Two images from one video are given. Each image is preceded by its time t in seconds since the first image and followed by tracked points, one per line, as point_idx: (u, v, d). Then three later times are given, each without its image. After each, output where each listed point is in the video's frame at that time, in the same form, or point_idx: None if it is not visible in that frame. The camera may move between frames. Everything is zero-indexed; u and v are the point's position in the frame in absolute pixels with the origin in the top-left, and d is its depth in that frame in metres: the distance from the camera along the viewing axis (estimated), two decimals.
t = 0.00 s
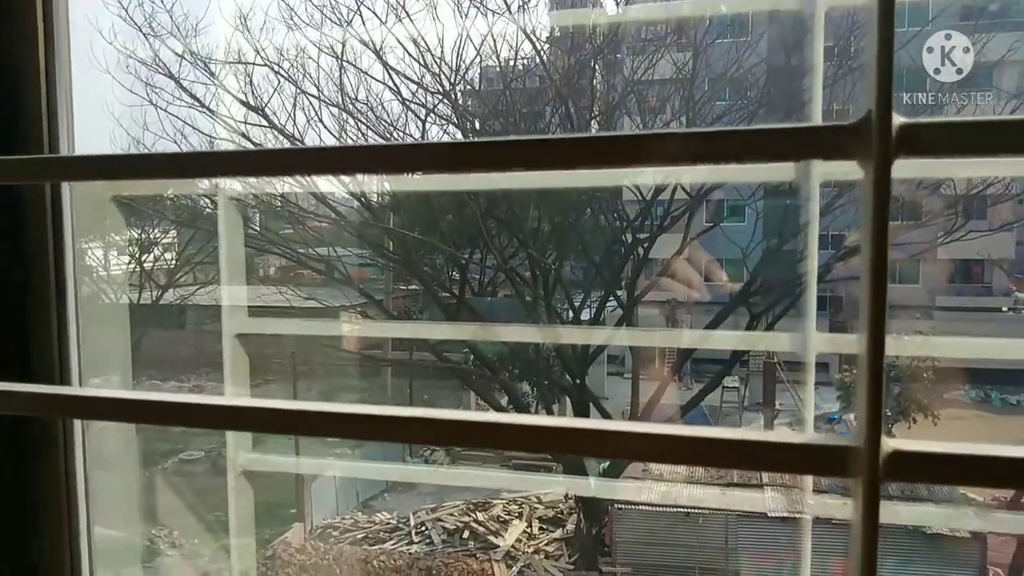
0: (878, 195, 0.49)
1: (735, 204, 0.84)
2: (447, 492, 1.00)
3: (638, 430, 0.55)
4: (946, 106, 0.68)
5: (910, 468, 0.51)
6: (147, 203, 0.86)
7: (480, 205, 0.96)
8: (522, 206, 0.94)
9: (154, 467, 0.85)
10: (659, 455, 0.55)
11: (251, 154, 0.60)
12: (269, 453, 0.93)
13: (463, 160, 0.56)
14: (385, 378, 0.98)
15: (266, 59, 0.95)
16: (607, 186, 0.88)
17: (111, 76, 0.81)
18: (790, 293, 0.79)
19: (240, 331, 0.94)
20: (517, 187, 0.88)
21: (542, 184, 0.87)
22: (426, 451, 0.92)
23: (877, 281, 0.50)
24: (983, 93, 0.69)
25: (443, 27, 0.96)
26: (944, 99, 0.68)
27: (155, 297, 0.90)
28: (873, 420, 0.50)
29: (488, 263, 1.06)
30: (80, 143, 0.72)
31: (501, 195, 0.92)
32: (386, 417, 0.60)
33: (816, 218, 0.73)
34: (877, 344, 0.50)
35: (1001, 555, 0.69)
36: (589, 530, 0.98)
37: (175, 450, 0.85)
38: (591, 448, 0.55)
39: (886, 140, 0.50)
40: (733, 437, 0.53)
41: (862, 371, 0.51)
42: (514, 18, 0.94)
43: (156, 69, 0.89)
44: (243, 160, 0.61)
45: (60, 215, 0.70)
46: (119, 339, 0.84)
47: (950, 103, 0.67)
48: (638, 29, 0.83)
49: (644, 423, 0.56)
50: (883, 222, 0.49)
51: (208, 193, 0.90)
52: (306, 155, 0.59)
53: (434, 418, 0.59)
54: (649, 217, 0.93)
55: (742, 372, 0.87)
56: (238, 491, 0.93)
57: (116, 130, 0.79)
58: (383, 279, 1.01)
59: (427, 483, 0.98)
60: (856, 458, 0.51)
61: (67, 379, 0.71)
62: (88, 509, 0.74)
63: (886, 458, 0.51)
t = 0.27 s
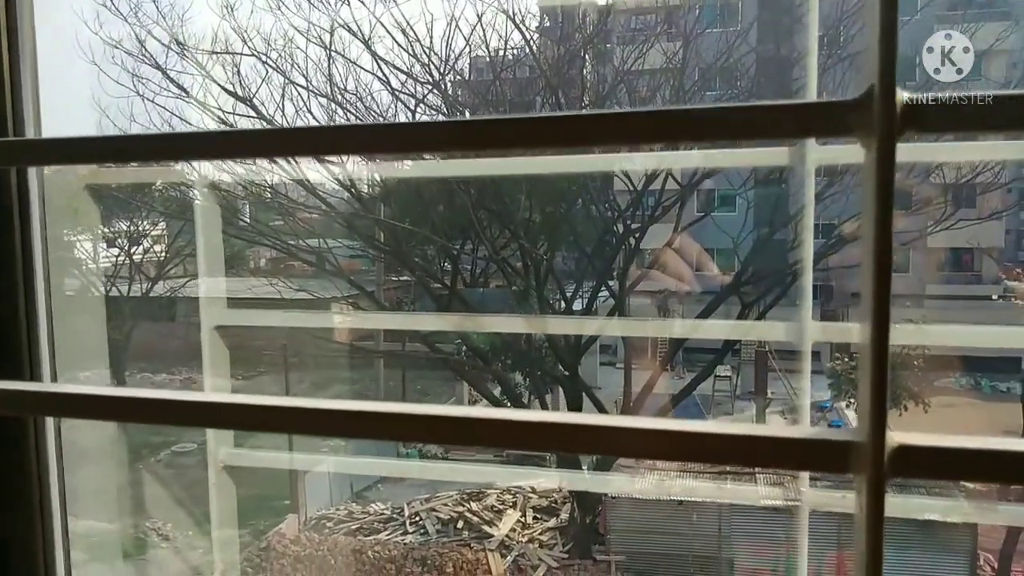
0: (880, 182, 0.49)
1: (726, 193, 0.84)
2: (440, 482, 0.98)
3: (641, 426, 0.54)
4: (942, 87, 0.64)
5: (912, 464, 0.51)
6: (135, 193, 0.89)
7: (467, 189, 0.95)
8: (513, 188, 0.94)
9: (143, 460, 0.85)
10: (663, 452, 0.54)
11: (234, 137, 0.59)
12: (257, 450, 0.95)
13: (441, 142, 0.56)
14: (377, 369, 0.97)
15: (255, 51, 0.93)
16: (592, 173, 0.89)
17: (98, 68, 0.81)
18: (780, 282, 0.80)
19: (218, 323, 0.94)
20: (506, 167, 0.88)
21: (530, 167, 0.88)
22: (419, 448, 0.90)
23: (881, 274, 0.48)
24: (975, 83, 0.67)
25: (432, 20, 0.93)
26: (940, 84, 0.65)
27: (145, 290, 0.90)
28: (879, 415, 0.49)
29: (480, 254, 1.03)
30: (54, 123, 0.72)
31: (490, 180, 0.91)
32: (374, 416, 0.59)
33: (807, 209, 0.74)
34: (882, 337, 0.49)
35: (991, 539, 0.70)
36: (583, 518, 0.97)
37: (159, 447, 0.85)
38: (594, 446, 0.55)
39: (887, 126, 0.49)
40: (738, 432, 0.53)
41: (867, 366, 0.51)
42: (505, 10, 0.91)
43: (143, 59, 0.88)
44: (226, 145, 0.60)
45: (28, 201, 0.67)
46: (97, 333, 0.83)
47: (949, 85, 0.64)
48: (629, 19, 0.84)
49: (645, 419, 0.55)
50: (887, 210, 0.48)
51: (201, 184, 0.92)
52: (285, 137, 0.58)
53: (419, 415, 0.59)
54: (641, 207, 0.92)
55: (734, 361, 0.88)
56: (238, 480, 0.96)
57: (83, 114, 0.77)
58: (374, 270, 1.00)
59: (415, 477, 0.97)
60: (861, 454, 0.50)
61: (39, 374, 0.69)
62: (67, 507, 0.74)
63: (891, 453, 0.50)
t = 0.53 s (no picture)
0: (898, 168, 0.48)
1: (725, 181, 0.84)
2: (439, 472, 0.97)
3: (647, 413, 0.53)
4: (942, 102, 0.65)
5: (928, 450, 0.50)
6: (133, 184, 0.89)
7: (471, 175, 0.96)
8: (510, 166, 0.94)
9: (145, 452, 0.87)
10: (673, 442, 0.53)
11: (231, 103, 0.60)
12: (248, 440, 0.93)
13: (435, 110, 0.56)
14: (376, 359, 0.97)
15: (252, 38, 0.93)
16: (588, 156, 0.91)
17: (93, 57, 0.82)
18: (780, 271, 0.80)
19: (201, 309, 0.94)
20: (504, 148, 0.90)
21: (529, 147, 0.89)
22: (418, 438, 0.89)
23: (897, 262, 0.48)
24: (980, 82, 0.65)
25: (431, 8, 0.95)
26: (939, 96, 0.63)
27: (143, 280, 0.91)
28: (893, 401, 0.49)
29: (479, 243, 1.03)
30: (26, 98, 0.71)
31: (485, 157, 0.91)
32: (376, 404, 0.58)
33: (812, 199, 0.74)
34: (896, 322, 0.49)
35: (990, 528, 0.70)
36: (582, 508, 0.99)
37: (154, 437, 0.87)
38: (600, 433, 0.54)
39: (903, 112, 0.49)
40: (746, 420, 0.52)
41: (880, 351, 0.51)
42: None
43: (139, 48, 0.88)
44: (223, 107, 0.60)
45: (2, 174, 0.67)
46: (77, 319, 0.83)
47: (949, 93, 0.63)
48: (628, 5, 0.84)
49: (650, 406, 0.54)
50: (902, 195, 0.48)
51: (194, 173, 0.91)
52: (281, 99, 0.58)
53: (421, 400, 0.58)
54: (641, 195, 0.94)
55: (733, 349, 0.86)
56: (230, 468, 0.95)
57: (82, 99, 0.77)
58: (373, 259, 0.99)
59: (414, 468, 0.96)
60: (874, 441, 0.50)
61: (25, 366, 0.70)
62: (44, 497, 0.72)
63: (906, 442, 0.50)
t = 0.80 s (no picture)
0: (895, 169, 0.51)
1: (716, 181, 0.86)
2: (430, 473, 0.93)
3: (640, 413, 0.54)
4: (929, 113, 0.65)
5: (921, 449, 0.51)
6: (123, 184, 0.89)
7: (461, 163, 0.96)
8: (507, 160, 0.95)
9: (134, 453, 0.86)
10: (666, 443, 0.53)
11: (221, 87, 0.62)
12: (238, 440, 0.87)
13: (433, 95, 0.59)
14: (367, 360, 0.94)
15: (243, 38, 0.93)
16: (577, 159, 0.93)
17: (81, 56, 0.80)
18: (771, 271, 0.80)
19: (183, 310, 0.91)
20: (497, 147, 0.91)
21: (521, 143, 0.89)
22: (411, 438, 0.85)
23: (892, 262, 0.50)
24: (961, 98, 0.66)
25: (422, 7, 0.95)
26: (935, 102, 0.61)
27: (134, 282, 0.90)
28: (888, 398, 0.50)
29: (471, 243, 1.06)
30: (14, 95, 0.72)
31: (475, 154, 0.92)
32: (371, 406, 0.58)
33: (801, 199, 0.74)
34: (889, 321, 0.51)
35: (978, 526, 0.71)
36: (574, 508, 0.99)
37: (145, 437, 0.84)
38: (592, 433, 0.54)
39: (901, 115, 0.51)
40: (740, 419, 0.52)
41: (874, 350, 0.52)
42: None
43: (128, 47, 0.87)
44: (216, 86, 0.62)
45: None
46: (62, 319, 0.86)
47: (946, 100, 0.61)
48: (619, 6, 0.84)
49: (642, 406, 0.55)
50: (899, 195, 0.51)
51: (185, 173, 0.92)
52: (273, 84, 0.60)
53: (413, 401, 0.57)
54: (632, 195, 0.96)
55: (724, 348, 0.87)
56: (213, 476, 0.90)
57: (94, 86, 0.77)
58: (364, 260, 0.99)
59: (404, 469, 0.93)
60: (869, 440, 0.51)
61: None
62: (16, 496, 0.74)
63: (901, 441, 0.51)
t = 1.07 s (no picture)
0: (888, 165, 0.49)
1: (702, 181, 0.86)
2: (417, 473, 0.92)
3: (630, 414, 0.53)
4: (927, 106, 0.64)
5: (918, 450, 0.49)
6: (108, 183, 0.88)
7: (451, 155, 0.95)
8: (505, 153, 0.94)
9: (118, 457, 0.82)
10: (656, 442, 0.53)
11: (193, 74, 0.60)
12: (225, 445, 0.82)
13: (403, 85, 0.56)
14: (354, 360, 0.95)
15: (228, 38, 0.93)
16: (569, 159, 0.95)
17: (65, 55, 0.77)
18: (758, 272, 0.80)
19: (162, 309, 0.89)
20: (484, 141, 0.91)
21: (508, 138, 0.89)
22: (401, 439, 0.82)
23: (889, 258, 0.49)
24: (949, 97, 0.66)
25: (409, 6, 0.94)
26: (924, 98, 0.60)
27: (118, 284, 0.88)
28: (882, 399, 0.49)
29: (458, 244, 1.06)
30: None
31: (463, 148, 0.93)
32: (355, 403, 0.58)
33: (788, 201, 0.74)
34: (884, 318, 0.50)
35: (962, 524, 0.71)
36: (562, 508, 0.99)
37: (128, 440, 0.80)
38: (578, 433, 0.54)
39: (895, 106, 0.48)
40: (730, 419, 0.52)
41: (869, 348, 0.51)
42: None
43: (112, 46, 0.85)
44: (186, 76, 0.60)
45: None
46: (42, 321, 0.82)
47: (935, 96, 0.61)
48: (606, 6, 0.85)
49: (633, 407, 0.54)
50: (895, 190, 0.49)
51: (172, 173, 0.92)
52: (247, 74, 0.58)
53: (399, 402, 0.57)
54: (621, 196, 0.98)
55: (712, 348, 0.86)
56: (197, 479, 0.87)
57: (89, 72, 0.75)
58: (351, 261, 0.98)
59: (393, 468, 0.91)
60: (863, 441, 0.50)
61: None
62: None
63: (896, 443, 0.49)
